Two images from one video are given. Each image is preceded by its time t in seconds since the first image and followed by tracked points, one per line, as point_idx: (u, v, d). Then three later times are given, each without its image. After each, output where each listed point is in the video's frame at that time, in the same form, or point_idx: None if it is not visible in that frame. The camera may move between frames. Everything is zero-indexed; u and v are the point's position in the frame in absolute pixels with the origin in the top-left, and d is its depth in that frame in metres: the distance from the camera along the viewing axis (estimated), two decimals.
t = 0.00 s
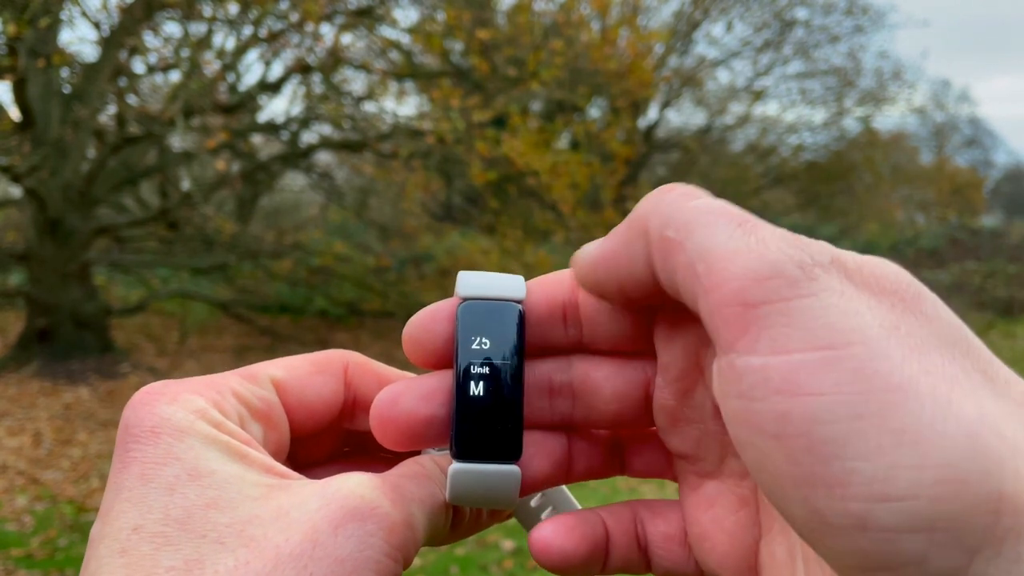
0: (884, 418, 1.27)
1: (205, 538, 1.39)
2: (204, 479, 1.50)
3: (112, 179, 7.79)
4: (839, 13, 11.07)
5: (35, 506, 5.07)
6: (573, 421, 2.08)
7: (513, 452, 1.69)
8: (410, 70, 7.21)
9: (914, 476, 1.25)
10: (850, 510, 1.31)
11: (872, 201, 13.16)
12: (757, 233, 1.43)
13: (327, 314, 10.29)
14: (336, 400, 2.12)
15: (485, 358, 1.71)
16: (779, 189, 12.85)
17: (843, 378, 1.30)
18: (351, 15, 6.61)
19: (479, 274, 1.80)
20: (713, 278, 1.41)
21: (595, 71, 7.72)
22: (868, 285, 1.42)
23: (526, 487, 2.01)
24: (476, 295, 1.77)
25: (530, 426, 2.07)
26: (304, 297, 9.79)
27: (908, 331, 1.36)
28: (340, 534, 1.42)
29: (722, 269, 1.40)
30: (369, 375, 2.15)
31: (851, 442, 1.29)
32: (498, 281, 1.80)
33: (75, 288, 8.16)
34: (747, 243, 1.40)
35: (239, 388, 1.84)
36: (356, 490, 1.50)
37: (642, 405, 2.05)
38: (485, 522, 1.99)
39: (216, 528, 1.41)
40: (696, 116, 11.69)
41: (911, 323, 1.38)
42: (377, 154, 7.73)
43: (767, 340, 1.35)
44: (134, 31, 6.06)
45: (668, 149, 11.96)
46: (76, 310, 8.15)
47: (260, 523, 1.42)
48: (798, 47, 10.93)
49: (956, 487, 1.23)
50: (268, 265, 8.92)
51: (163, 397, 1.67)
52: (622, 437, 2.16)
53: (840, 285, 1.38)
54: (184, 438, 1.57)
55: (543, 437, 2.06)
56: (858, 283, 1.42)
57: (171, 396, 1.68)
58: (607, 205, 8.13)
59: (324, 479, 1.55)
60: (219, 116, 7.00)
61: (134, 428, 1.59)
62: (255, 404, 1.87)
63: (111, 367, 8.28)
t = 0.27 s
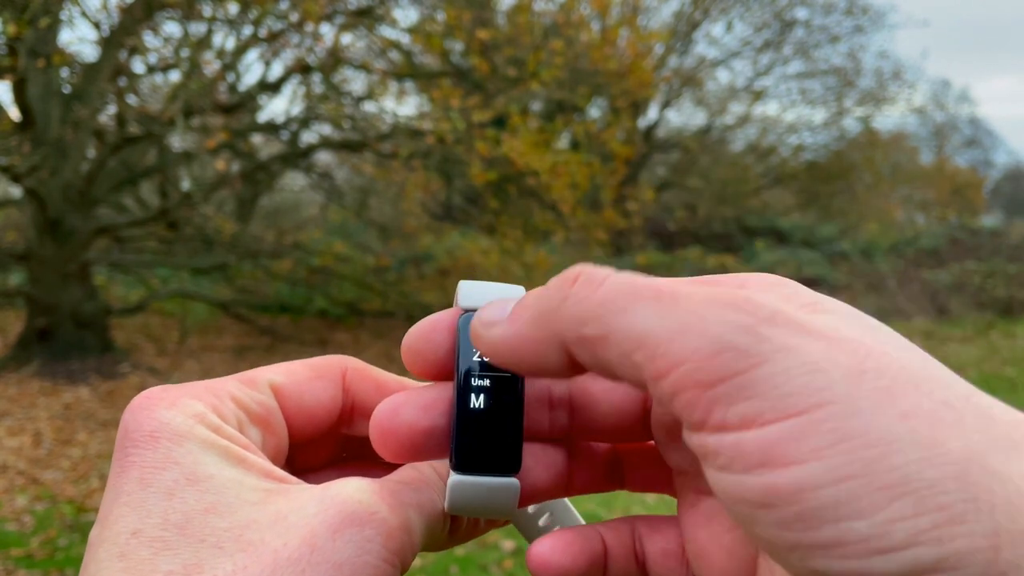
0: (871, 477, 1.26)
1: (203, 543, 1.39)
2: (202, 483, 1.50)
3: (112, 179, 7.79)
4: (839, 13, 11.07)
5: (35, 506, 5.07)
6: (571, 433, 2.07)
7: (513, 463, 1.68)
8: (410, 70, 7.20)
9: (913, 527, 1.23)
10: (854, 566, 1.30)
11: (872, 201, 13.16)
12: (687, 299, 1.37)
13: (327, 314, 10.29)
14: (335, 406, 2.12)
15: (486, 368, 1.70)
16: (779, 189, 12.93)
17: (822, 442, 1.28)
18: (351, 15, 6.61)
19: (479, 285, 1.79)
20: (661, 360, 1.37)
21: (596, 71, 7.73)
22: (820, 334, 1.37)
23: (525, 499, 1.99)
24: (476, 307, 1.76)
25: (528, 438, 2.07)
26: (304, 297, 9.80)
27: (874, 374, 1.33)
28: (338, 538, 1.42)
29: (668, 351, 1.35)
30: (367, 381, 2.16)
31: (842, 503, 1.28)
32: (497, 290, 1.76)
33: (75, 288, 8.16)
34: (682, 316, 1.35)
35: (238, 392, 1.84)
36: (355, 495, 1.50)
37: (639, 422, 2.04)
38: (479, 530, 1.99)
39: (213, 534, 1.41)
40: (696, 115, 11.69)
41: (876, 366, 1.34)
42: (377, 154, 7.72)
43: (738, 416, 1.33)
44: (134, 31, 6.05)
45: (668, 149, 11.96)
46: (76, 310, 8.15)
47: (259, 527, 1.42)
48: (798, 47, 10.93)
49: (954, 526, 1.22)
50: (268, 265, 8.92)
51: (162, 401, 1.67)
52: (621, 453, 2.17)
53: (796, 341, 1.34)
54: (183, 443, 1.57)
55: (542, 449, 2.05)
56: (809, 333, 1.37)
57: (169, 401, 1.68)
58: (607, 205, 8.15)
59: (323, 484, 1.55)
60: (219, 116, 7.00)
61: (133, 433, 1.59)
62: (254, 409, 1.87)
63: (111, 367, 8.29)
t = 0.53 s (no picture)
0: (863, 498, 1.15)
1: (198, 530, 1.39)
2: (197, 472, 1.50)
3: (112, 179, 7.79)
4: (839, 13, 11.07)
5: (35, 506, 5.06)
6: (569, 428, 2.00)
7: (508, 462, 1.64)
8: (410, 69, 7.20)
9: (902, 541, 1.13)
10: None
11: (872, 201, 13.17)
12: (650, 335, 1.29)
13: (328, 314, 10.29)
14: (329, 396, 2.11)
15: (484, 365, 1.65)
16: (779, 189, 12.97)
17: (807, 464, 1.18)
18: (351, 15, 6.61)
19: (475, 278, 1.74)
20: (643, 402, 1.28)
21: (596, 71, 7.73)
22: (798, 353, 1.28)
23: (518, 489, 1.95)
24: (474, 301, 1.70)
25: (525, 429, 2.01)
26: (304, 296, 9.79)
27: (855, 388, 1.23)
28: (332, 525, 1.42)
29: (647, 392, 1.27)
30: (361, 370, 2.14)
31: (830, 521, 1.17)
32: (494, 285, 1.74)
33: (74, 288, 8.16)
34: (652, 354, 1.27)
35: (232, 382, 1.84)
36: (348, 484, 1.49)
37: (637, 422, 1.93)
38: (476, 518, 2.00)
39: (208, 521, 1.41)
40: (696, 116, 11.70)
41: (856, 381, 1.25)
42: (377, 154, 7.72)
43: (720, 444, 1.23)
44: (134, 31, 6.05)
45: (668, 149, 11.97)
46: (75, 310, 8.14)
47: (254, 515, 1.42)
48: (798, 47, 10.94)
49: (942, 537, 1.11)
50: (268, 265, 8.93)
51: (157, 391, 1.67)
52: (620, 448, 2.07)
53: (770, 359, 1.25)
54: (177, 432, 1.57)
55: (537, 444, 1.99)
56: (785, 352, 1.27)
57: (163, 391, 1.68)
58: (608, 205, 8.15)
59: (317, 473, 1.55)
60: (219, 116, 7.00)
61: (128, 422, 1.59)
62: (248, 399, 1.87)
63: (111, 367, 8.29)
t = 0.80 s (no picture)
0: (875, 493, 1.15)
1: (197, 524, 1.39)
2: (197, 465, 1.50)
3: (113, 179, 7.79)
4: (839, 13, 11.07)
5: (35, 506, 5.06)
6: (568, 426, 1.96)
7: (505, 459, 1.66)
8: (410, 69, 7.21)
9: (916, 540, 1.12)
10: None
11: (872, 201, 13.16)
12: (657, 329, 1.32)
13: (327, 314, 10.30)
14: (327, 390, 2.11)
15: (482, 363, 1.66)
16: (779, 189, 12.98)
17: (819, 458, 1.17)
18: (351, 15, 6.61)
19: (473, 273, 1.73)
20: (654, 393, 1.30)
21: (596, 71, 7.73)
22: (807, 345, 1.28)
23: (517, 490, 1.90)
24: (473, 298, 1.70)
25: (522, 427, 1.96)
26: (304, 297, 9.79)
27: (865, 380, 1.23)
28: (331, 517, 1.42)
29: (658, 383, 1.29)
30: (359, 364, 2.14)
31: (844, 518, 1.16)
32: (494, 281, 1.73)
33: (74, 287, 8.16)
34: (659, 348, 1.29)
35: (230, 376, 1.84)
36: (348, 476, 1.49)
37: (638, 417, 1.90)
38: (472, 514, 1.98)
39: (208, 515, 1.41)
40: (696, 116, 11.68)
41: (866, 373, 1.25)
42: (377, 154, 7.72)
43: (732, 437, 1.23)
44: (134, 31, 6.05)
45: (669, 149, 11.97)
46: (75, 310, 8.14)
47: (253, 507, 1.42)
48: (798, 47, 10.94)
49: (956, 536, 1.10)
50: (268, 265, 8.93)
51: (155, 385, 1.67)
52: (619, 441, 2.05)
53: (780, 350, 1.24)
54: (176, 426, 1.57)
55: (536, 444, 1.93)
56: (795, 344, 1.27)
57: (162, 384, 1.67)
58: (608, 205, 8.16)
59: (315, 465, 1.54)
60: (219, 116, 7.00)
61: (127, 415, 1.59)
62: (246, 392, 1.87)
63: (111, 367, 8.29)
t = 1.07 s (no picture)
0: (890, 491, 1.13)
1: (196, 522, 1.39)
2: (195, 464, 1.50)
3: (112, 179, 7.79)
4: (839, 13, 11.07)
5: (35, 506, 5.06)
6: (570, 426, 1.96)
7: (506, 460, 1.65)
8: (410, 69, 7.21)
9: (928, 540, 1.11)
10: None
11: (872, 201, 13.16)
12: (666, 312, 1.26)
13: (327, 314, 10.30)
14: (326, 388, 2.11)
15: (483, 362, 1.65)
16: (779, 189, 12.97)
17: (834, 455, 1.15)
18: (351, 15, 6.60)
19: (474, 273, 1.72)
20: (663, 379, 1.23)
21: (596, 71, 7.72)
22: (823, 339, 1.26)
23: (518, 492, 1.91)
24: (475, 297, 1.69)
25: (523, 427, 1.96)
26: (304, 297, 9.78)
27: (882, 378, 1.22)
28: (330, 516, 1.42)
29: (669, 368, 1.23)
30: (359, 362, 2.13)
31: (855, 516, 1.15)
32: (495, 281, 1.72)
33: (74, 287, 8.15)
34: (675, 333, 1.23)
35: (229, 374, 1.84)
36: (347, 474, 1.49)
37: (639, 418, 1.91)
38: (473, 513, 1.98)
39: (206, 513, 1.41)
40: (696, 115, 11.67)
41: (882, 370, 1.24)
42: (377, 154, 7.72)
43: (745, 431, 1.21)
44: (134, 31, 6.05)
45: (669, 149, 11.97)
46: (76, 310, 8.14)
47: (252, 506, 1.42)
48: (798, 47, 10.93)
49: (969, 536, 1.10)
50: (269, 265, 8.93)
51: (153, 383, 1.67)
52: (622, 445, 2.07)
53: (799, 345, 1.22)
54: (174, 424, 1.57)
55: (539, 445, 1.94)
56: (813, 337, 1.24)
57: (160, 382, 1.67)
58: (607, 205, 8.16)
59: (314, 464, 1.54)
60: (219, 116, 6.99)
61: (124, 413, 1.59)
62: (245, 390, 1.87)
63: (111, 367, 8.29)
